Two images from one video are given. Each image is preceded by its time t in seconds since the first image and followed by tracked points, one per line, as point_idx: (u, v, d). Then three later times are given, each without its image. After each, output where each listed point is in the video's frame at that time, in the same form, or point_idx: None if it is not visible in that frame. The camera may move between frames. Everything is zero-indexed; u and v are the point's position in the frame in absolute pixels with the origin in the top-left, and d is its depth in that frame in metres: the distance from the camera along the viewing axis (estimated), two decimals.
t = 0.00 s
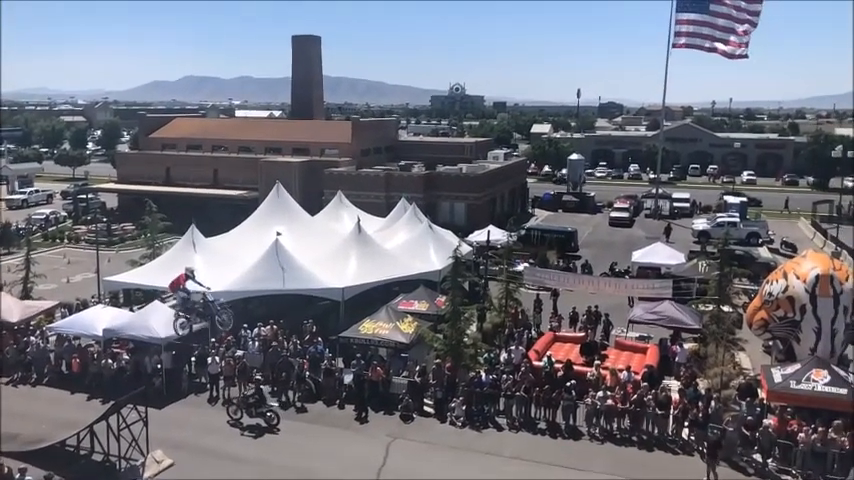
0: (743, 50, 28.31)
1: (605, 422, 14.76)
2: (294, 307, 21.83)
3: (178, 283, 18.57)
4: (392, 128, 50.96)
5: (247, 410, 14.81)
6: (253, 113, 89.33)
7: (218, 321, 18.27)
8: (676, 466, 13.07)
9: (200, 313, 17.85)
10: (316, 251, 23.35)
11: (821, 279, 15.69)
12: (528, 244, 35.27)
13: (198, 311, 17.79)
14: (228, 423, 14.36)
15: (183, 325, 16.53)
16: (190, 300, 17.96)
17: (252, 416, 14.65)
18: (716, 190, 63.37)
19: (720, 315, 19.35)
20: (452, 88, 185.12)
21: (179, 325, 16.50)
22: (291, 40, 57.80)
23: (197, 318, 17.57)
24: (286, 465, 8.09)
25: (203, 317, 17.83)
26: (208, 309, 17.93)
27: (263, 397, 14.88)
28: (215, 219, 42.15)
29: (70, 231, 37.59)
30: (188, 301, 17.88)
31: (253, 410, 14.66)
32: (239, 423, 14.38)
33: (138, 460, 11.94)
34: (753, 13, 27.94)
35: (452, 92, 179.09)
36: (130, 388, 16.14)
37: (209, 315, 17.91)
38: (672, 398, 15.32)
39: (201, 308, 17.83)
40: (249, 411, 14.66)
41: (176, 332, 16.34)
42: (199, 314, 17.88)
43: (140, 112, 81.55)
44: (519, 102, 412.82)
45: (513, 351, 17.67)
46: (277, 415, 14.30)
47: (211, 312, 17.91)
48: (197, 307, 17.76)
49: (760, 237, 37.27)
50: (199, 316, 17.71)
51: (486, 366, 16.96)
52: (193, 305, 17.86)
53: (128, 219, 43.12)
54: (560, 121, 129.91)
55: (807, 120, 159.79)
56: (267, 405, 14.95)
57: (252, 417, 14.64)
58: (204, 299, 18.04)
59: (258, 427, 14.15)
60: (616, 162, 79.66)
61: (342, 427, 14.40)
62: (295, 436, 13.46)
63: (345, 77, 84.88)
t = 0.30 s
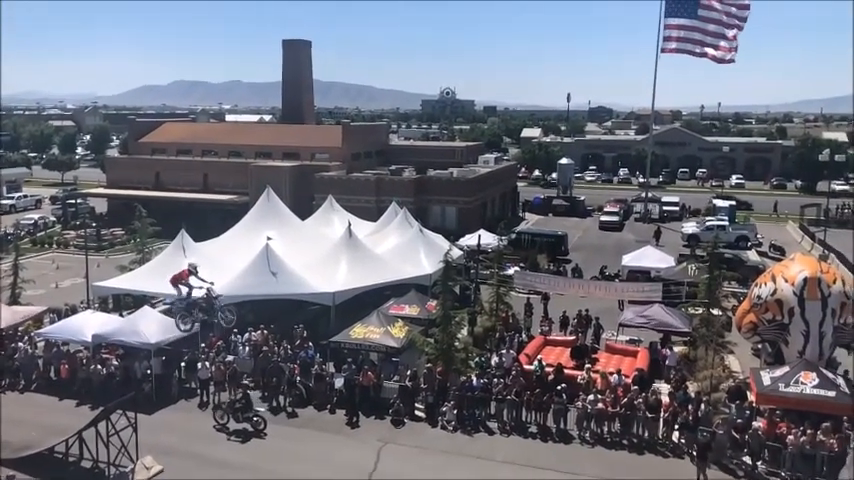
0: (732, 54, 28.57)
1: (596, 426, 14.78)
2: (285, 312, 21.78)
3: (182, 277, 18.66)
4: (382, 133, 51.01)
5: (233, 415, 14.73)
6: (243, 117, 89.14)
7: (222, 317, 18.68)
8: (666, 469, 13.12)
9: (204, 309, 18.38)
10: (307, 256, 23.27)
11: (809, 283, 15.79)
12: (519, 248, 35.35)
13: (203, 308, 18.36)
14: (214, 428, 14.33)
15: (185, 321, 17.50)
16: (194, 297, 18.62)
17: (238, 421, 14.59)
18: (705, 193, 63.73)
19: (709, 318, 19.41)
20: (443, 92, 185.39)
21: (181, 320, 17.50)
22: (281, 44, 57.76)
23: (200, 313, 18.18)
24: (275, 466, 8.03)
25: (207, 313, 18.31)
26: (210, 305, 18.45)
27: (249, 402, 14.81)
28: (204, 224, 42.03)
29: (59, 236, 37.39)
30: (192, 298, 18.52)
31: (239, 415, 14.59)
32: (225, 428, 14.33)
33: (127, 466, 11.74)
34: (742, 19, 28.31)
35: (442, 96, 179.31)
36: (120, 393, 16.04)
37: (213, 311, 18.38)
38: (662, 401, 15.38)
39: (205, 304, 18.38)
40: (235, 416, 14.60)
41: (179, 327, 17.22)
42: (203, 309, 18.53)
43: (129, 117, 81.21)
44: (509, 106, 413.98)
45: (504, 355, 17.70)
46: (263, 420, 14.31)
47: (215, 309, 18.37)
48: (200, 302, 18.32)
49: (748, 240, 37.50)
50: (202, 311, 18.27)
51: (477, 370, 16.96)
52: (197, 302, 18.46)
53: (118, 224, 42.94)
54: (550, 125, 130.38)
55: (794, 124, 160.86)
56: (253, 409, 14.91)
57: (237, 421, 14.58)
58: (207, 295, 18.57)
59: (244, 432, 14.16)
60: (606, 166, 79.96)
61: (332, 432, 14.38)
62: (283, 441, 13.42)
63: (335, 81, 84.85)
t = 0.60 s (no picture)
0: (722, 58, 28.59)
1: (587, 428, 14.81)
2: (276, 315, 21.74)
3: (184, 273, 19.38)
4: (374, 136, 51.01)
5: (221, 419, 14.65)
6: (234, 121, 88.87)
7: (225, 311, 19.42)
8: (658, 471, 13.16)
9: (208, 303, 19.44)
10: (298, 259, 23.22)
11: (798, 285, 15.86)
12: (510, 251, 35.43)
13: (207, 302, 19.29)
14: (201, 432, 14.29)
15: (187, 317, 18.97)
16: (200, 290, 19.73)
17: (225, 425, 14.53)
18: (695, 196, 63.97)
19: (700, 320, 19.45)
20: (434, 96, 185.47)
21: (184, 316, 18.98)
22: (273, 47, 57.66)
23: (203, 307, 19.25)
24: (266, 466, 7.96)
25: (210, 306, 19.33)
26: (213, 298, 19.39)
27: (236, 406, 14.75)
28: (195, 228, 41.87)
29: (48, 240, 37.18)
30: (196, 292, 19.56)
31: (226, 419, 14.52)
32: (212, 432, 14.31)
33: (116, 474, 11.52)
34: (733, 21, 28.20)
35: (434, 100, 179.40)
36: (110, 398, 15.92)
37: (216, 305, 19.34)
38: (653, 403, 15.44)
39: (208, 297, 19.38)
40: (222, 420, 14.53)
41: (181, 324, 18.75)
42: (205, 303, 19.39)
43: (119, 120, 80.81)
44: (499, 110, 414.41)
45: (496, 358, 17.71)
46: (251, 423, 14.25)
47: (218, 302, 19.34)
48: (203, 297, 19.32)
49: (738, 242, 37.69)
50: (204, 305, 19.32)
51: (468, 373, 16.98)
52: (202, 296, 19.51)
53: (108, 228, 42.73)
54: (541, 129, 130.70)
55: (782, 127, 161.99)
56: (240, 413, 14.84)
57: (224, 426, 14.52)
58: (210, 289, 19.48)
59: (232, 436, 14.12)
60: (597, 169, 80.19)
61: (324, 436, 14.35)
62: (272, 445, 13.39)
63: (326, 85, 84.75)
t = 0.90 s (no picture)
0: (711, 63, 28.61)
1: (577, 432, 14.84)
2: (265, 321, 21.69)
3: (186, 268, 19.46)
4: (364, 140, 51.04)
5: (206, 424, 14.59)
6: (223, 125, 88.69)
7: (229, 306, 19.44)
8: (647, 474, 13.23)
9: (210, 298, 19.53)
10: (287, 265, 23.11)
11: (784, 288, 15.98)
12: (500, 255, 35.49)
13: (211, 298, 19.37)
14: (186, 437, 14.23)
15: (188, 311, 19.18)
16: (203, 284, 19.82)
17: (210, 430, 14.46)
18: (684, 200, 64.28)
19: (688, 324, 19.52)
20: (424, 100, 185.75)
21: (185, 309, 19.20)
22: (262, 52, 57.59)
23: (205, 303, 19.35)
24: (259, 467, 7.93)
25: (212, 303, 19.45)
26: (215, 294, 19.48)
27: (221, 412, 14.70)
28: (184, 232, 41.73)
29: (36, 246, 36.94)
30: (199, 286, 19.63)
31: (211, 424, 14.46)
32: (197, 437, 14.23)
33: None
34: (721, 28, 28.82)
35: (423, 104, 179.52)
36: (98, 404, 15.91)
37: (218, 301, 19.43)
38: (642, 407, 15.50)
39: (211, 293, 19.46)
40: (207, 425, 14.47)
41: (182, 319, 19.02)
42: (208, 299, 19.46)
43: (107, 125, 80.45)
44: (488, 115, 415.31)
45: (486, 362, 17.72)
46: (236, 428, 14.26)
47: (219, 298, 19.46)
48: (206, 293, 19.40)
49: (726, 246, 37.92)
50: (207, 302, 19.40)
51: (459, 378, 17.00)
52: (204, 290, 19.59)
53: (96, 233, 42.50)
54: (530, 133, 131.01)
55: (768, 132, 163.17)
56: (226, 419, 14.78)
57: (210, 431, 14.46)
58: (212, 285, 19.59)
59: (217, 441, 14.07)
60: (585, 174, 80.47)
61: (314, 441, 14.31)
62: (259, 450, 13.37)
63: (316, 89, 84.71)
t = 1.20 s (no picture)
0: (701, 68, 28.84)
1: (568, 435, 14.85)
2: (256, 324, 21.64)
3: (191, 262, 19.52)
4: (355, 143, 51.01)
5: (192, 428, 14.66)
6: (213, 128, 88.34)
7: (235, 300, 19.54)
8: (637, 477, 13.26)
9: (214, 292, 19.61)
10: (278, 268, 23.07)
11: (773, 291, 16.06)
12: (491, 258, 35.53)
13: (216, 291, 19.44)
14: (172, 441, 14.22)
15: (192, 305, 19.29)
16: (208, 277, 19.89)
17: (196, 433, 14.55)
18: (674, 203, 64.54)
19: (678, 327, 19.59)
20: (415, 103, 185.91)
21: (188, 304, 19.30)
22: (253, 55, 57.48)
23: (209, 298, 19.43)
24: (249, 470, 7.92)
25: (216, 297, 19.51)
26: (220, 289, 19.53)
27: (207, 415, 14.77)
28: (174, 236, 41.57)
29: (24, 249, 36.71)
30: (202, 280, 19.68)
31: (197, 427, 14.59)
32: (183, 440, 14.20)
33: None
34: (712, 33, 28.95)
35: (414, 107, 179.57)
36: (86, 408, 15.72)
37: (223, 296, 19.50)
38: (633, 409, 15.53)
39: (215, 288, 19.52)
40: (193, 428, 14.55)
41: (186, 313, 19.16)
42: (211, 294, 19.52)
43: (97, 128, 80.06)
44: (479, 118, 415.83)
45: (476, 365, 17.74)
46: (223, 431, 14.26)
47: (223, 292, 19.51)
48: (210, 287, 19.47)
49: (716, 249, 38.10)
50: (211, 296, 19.48)
51: (450, 380, 16.99)
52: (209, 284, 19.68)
53: (86, 236, 42.28)
54: (521, 136, 131.21)
55: (757, 135, 164.09)
56: (212, 422, 14.93)
57: (196, 434, 14.51)
58: (217, 280, 19.59)
59: (204, 444, 14.05)
60: (576, 177, 80.69)
61: (305, 445, 14.28)
62: (248, 454, 13.35)
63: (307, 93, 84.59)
